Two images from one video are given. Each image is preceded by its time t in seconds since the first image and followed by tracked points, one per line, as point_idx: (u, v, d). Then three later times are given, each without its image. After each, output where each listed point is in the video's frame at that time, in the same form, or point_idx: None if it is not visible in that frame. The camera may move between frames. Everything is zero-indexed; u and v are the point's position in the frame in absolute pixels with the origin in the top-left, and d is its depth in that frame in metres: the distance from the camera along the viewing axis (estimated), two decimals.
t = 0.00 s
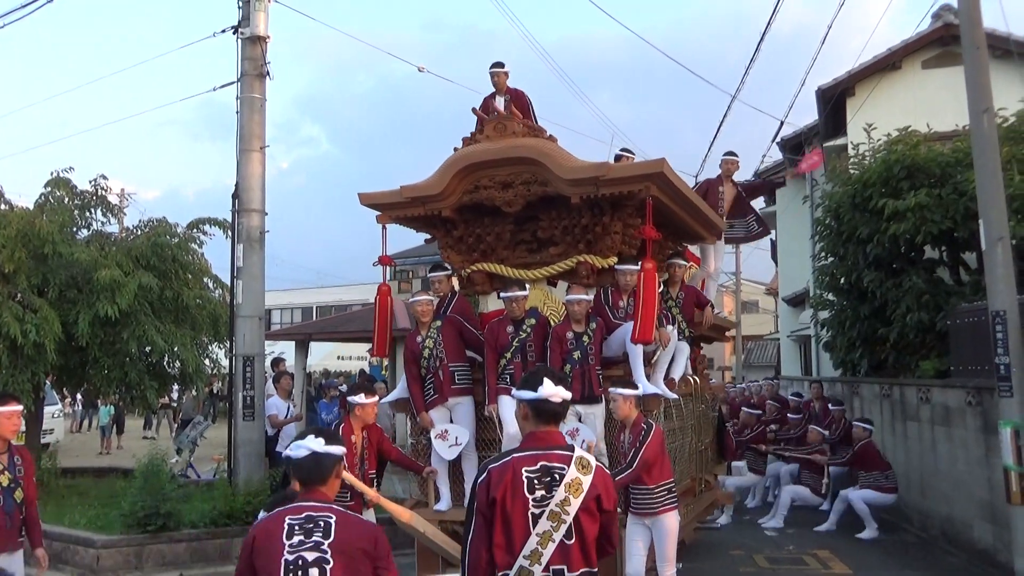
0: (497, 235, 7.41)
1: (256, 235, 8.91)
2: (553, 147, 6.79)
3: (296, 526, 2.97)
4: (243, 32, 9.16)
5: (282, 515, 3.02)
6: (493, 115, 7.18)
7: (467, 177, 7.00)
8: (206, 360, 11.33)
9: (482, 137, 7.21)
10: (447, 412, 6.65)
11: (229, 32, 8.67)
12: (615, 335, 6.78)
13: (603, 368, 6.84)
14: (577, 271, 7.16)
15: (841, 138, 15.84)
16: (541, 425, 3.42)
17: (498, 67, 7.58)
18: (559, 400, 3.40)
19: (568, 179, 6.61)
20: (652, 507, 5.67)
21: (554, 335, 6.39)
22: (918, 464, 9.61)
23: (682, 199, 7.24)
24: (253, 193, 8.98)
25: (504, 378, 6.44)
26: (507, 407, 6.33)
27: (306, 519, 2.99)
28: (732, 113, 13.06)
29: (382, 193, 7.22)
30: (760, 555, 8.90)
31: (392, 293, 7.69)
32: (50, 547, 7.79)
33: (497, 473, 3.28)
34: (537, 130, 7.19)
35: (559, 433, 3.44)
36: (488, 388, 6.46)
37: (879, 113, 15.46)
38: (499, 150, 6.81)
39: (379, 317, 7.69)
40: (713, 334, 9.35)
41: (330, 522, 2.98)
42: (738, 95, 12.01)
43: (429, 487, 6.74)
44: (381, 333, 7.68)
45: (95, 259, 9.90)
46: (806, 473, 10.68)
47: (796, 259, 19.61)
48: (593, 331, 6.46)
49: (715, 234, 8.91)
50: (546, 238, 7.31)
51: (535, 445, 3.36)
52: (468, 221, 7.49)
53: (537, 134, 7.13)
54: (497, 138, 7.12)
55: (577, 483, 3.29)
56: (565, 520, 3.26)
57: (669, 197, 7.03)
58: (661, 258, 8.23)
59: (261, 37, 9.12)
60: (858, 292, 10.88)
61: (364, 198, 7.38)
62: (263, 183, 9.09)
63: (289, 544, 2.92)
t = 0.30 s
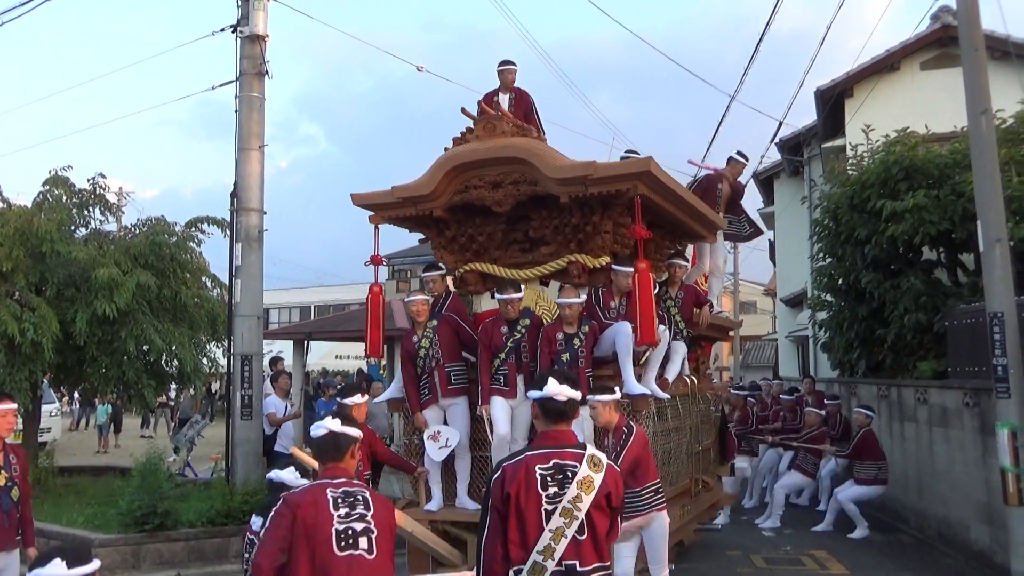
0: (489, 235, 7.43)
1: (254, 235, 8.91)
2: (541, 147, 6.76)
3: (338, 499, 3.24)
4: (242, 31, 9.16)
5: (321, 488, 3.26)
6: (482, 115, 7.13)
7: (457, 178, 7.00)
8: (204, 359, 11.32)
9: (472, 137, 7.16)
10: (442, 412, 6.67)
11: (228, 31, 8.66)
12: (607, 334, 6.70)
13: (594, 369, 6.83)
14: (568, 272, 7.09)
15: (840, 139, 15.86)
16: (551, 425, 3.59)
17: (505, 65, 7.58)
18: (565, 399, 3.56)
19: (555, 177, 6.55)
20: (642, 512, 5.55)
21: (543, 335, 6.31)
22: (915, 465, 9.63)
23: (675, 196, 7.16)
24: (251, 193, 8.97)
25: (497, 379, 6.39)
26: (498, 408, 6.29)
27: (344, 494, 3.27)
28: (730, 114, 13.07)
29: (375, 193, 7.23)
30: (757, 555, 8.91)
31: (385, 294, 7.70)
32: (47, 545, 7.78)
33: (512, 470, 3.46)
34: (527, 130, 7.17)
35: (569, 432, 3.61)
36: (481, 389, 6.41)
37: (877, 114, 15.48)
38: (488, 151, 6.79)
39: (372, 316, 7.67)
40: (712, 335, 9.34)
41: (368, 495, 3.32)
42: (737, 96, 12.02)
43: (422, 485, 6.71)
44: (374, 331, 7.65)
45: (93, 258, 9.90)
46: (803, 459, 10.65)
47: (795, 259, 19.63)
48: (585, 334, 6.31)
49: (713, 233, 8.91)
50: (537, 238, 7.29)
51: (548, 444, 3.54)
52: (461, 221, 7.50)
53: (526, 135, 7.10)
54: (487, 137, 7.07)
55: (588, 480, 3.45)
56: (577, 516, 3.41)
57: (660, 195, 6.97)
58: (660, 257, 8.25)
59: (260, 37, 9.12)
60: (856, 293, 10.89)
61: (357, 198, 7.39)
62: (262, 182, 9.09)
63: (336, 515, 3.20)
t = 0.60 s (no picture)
0: (483, 233, 7.39)
1: (253, 233, 8.90)
2: (537, 143, 6.75)
3: (372, 477, 3.55)
4: (242, 29, 9.15)
5: (354, 470, 3.56)
6: (476, 111, 7.15)
7: (451, 174, 6.99)
8: (202, 357, 11.31)
9: (465, 134, 7.16)
10: (429, 411, 6.60)
11: (228, 29, 8.65)
12: (600, 333, 6.74)
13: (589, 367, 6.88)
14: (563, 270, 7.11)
15: (839, 140, 15.86)
16: (583, 421, 3.59)
17: (512, 64, 7.57)
18: (598, 396, 3.57)
19: (548, 175, 6.56)
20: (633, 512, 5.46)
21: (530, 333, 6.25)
22: (913, 465, 9.64)
23: (669, 192, 7.13)
24: (249, 191, 8.96)
25: (487, 378, 6.38)
26: (487, 407, 6.30)
27: (377, 469, 3.59)
28: (730, 114, 13.06)
29: (369, 191, 7.22)
30: (755, 555, 8.92)
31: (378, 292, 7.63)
32: (44, 542, 7.77)
33: (544, 465, 3.47)
34: (521, 127, 7.16)
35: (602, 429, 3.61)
36: (470, 388, 6.40)
37: (876, 115, 15.49)
38: (481, 148, 6.77)
39: (365, 313, 7.63)
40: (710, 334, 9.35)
41: (396, 468, 3.65)
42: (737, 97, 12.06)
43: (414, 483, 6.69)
44: (367, 328, 7.61)
45: (91, 255, 9.88)
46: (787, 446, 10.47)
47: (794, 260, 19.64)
48: (573, 331, 6.24)
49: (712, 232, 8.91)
50: (531, 236, 7.26)
51: (579, 439, 3.55)
52: (455, 219, 7.48)
53: (520, 131, 7.09)
54: (480, 134, 7.09)
55: (619, 476, 3.47)
56: (607, 511, 3.44)
57: (655, 192, 6.94)
58: (657, 255, 8.23)
59: (260, 35, 9.10)
60: (855, 293, 10.89)
61: (351, 196, 7.38)
62: (261, 180, 9.08)
63: (376, 492, 3.53)
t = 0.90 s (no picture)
0: (479, 231, 7.37)
1: (253, 230, 8.89)
2: (534, 141, 6.76)
3: (401, 479, 3.58)
4: (242, 26, 9.14)
5: (385, 474, 3.59)
6: (473, 108, 7.15)
7: (447, 171, 6.99)
8: (201, 355, 11.30)
9: (462, 130, 7.18)
10: (421, 409, 6.58)
11: (228, 27, 8.64)
12: (597, 332, 6.76)
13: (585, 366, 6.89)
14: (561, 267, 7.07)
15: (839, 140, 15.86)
16: (604, 419, 3.55)
17: (516, 62, 7.56)
18: (620, 394, 3.53)
19: (546, 173, 6.54)
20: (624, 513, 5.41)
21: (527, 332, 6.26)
22: (912, 467, 9.65)
23: (668, 191, 7.13)
24: (249, 188, 8.95)
25: (479, 378, 6.36)
26: (479, 407, 6.29)
27: (405, 471, 3.61)
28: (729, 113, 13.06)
29: (364, 187, 7.22)
30: (753, 555, 8.93)
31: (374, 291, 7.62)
32: (41, 539, 7.76)
33: (567, 460, 3.46)
34: (520, 125, 7.17)
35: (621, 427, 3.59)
36: (462, 387, 6.39)
37: (876, 115, 15.49)
38: (479, 145, 6.78)
39: (359, 311, 7.57)
40: (708, 332, 9.36)
41: (425, 468, 3.66)
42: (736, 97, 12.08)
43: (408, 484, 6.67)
44: (361, 325, 7.56)
45: (91, 253, 9.87)
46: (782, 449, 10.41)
47: (793, 260, 19.65)
48: (570, 330, 6.24)
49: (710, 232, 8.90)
50: (528, 234, 7.24)
51: (601, 436, 3.52)
52: (450, 216, 7.47)
53: (517, 128, 7.09)
54: (477, 130, 7.09)
55: (639, 472, 3.49)
56: (628, 506, 3.45)
57: (653, 190, 6.93)
58: (653, 254, 8.23)
59: (260, 32, 9.10)
60: (854, 294, 10.90)
61: (345, 192, 7.37)
62: (261, 178, 9.07)
63: (405, 492, 3.56)
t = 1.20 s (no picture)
0: (473, 227, 7.37)
1: (251, 227, 8.87)
2: (527, 135, 6.72)
3: (387, 496, 3.70)
4: (241, 22, 9.12)
5: (375, 496, 3.74)
6: (467, 102, 7.14)
7: (441, 166, 6.98)
8: (199, 352, 11.29)
9: (456, 125, 7.16)
10: (416, 406, 6.58)
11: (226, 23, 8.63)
12: (594, 329, 6.76)
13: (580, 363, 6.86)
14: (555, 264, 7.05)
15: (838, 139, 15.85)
16: (612, 416, 3.59)
17: (509, 59, 7.56)
18: (629, 392, 3.58)
19: (541, 167, 6.52)
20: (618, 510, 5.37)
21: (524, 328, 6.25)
22: (910, 466, 9.65)
23: (664, 188, 7.13)
24: (247, 184, 8.94)
25: (472, 375, 6.35)
26: (474, 404, 6.27)
27: (397, 492, 3.72)
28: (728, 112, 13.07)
29: (357, 182, 7.21)
30: (751, 553, 8.94)
31: (365, 287, 7.59)
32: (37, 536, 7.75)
33: (578, 455, 3.45)
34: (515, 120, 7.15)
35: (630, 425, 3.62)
36: (457, 386, 6.39)
37: (875, 114, 15.49)
38: (473, 140, 6.77)
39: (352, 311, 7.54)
40: (704, 330, 9.36)
41: (415, 487, 3.73)
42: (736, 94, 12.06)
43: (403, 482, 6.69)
44: (353, 324, 7.53)
45: (88, 249, 9.86)
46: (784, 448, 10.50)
47: (791, 260, 19.67)
48: (568, 327, 6.25)
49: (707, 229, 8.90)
50: (523, 229, 7.24)
51: (609, 433, 3.53)
52: (444, 212, 7.46)
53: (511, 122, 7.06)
54: (471, 125, 7.08)
55: (648, 469, 3.51)
56: (636, 502, 3.45)
57: (649, 186, 6.92)
58: (649, 251, 8.22)
59: (259, 29, 9.08)
60: (852, 292, 10.90)
61: (338, 188, 7.36)
62: (259, 175, 9.05)
63: (389, 508, 3.64)
